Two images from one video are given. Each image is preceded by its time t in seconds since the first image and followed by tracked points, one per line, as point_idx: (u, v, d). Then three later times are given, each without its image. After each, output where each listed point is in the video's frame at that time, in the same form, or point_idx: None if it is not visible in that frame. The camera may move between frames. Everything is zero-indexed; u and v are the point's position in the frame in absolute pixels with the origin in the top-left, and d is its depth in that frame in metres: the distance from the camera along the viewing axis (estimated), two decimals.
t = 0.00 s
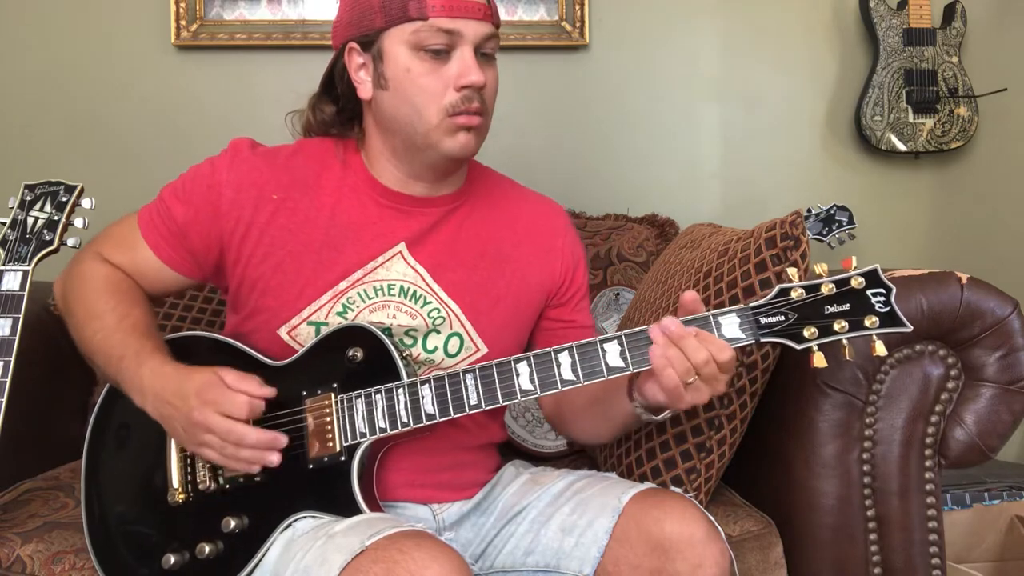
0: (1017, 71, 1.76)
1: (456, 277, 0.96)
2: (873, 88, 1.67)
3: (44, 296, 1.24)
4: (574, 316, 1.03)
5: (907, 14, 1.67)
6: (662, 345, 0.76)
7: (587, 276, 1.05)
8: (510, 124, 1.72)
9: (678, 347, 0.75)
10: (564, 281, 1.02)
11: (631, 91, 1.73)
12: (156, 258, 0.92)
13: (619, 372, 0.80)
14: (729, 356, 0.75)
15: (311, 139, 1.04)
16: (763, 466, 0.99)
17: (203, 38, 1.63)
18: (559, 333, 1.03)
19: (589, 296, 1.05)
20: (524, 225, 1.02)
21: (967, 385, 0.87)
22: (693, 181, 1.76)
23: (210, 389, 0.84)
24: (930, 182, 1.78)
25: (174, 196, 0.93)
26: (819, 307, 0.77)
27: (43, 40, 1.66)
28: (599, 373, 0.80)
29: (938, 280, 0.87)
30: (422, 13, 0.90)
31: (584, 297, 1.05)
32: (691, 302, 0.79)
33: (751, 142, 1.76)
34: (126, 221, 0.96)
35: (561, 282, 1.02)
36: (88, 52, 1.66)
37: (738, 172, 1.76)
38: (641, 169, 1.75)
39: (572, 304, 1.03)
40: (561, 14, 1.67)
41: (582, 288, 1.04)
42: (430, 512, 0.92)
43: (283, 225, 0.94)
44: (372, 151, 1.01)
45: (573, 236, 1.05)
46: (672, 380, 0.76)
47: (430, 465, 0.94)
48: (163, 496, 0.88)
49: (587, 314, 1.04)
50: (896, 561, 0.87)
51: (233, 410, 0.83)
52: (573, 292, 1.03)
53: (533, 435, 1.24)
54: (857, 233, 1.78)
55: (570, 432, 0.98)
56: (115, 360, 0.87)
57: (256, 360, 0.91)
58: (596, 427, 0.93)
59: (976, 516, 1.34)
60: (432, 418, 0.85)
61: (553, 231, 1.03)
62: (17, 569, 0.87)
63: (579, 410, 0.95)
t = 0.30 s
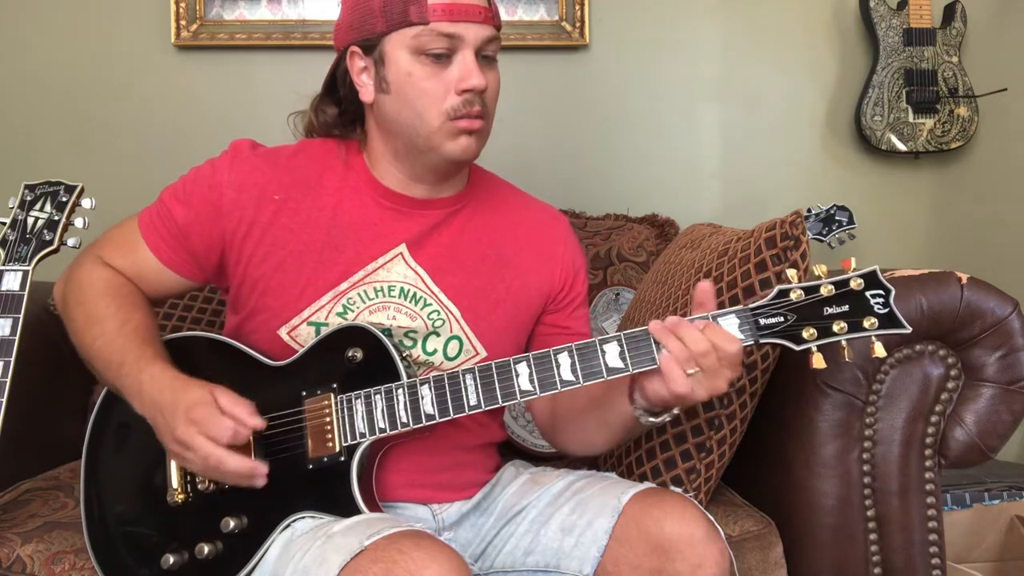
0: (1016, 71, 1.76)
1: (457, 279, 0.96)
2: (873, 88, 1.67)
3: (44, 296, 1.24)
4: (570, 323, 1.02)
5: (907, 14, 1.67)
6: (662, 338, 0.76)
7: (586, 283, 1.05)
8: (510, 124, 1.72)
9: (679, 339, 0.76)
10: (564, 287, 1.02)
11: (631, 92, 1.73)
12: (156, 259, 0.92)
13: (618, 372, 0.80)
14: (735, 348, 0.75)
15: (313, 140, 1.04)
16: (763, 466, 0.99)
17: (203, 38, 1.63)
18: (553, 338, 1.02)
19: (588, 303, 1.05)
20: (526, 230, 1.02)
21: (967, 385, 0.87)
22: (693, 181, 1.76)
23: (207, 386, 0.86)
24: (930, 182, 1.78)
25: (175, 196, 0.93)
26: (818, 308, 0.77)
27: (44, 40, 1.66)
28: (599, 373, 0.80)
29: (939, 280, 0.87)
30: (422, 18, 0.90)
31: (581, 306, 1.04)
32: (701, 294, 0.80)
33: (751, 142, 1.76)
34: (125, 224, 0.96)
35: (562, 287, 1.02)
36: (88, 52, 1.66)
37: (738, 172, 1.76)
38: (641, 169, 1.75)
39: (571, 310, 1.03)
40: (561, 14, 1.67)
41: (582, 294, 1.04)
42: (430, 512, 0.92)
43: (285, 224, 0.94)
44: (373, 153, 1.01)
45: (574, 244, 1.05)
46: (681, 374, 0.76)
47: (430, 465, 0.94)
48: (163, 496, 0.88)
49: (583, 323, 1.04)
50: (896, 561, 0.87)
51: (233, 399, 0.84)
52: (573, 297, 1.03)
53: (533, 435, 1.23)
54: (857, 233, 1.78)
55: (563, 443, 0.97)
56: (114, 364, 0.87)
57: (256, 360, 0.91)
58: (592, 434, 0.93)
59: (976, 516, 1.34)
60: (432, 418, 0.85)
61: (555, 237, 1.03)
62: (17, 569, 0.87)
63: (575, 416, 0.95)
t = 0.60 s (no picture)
0: (1016, 71, 1.76)
1: (458, 280, 0.96)
2: (873, 88, 1.67)
3: (44, 296, 1.24)
4: (572, 326, 1.02)
5: (907, 14, 1.67)
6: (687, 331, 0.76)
7: (589, 288, 1.05)
8: (509, 124, 1.72)
9: (702, 332, 0.76)
10: (565, 289, 1.02)
11: (631, 92, 1.73)
12: (156, 260, 0.92)
13: (619, 373, 0.80)
14: (750, 344, 0.75)
15: (316, 141, 1.04)
16: (764, 466, 0.99)
17: (203, 38, 1.63)
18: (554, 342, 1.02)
19: (591, 305, 1.05)
20: (528, 232, 1.02)
21: (967, 385, 0.87)
22: (693, 181, 1.76)
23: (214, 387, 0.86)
24: (930, 182, 1.78)
25: (177, 196, 0.93)
26: (820, 308, 0.77)
27: (44, 40, 1.66)
28: (600, 373, 0.80)
29: (938, 280, 0.87)
30: (423, 19, 0.90)
31: (585, 307, 1.04)
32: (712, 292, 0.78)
33: (751, 143, 1.76)
34: (124, 224, 0.96)
35: (564, 290, 1.02)
36: (88, 52, 1.66)
37: (738, 172, 1.76)
38: (641, 170, 1.75)
39: (573, 313, 1.03)
40: (561, 14, 1.67)
41: (584, 297, 1.04)
42: (430, 513, 0.92)
43: (287, 225, 0.94)
44: (375, 154, 1.01)
45: (577, 244, 1.05)
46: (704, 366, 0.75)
47: (431, 466, 0.94)
48: (163, 496, 0.88)
49: (587, 326, 1.03)
50: (895, 561, 0.87)
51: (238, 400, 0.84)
52: (574, 300, 1.03)
53: (533, 435, 1.23)
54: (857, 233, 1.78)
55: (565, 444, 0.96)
56: (117, 364, 0.87)
57: (256, 360, 0.91)
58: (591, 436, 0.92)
59: (976, 516, 1.34)
60: (432, 419, 0.85)
61: (558, 239, 1.03)
62: (18, 569, 0.87)
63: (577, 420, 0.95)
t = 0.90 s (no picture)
0: (1016, 71, 1.76)
1: (459, 278, 0.96)
2: (873, 88, 1.67)
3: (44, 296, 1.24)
4: (579, 319, 1.03)
5: (907, 14, 1.67)
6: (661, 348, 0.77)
7: (592, 277, 1.05)
8: (509, 123, 1.72)
9: (677, 347, 0.76)
10: (567, 282, 1.02)
11: (632, 92, 1.73)
12: (153, 259, 0.92)
13: (619, 375, 0.80)
14: (727, 351, 0.76)
15: (314, 141, 1.04)
16: (763, 467, 0.99)
17: (203, 38, 1.63)
18: (565, 338, 1.03)
19: (595, 297, 1.05)
20: (529, 227, 1.02)
21: (967, 385, 0.87)
22: (693, 181, 1.76)
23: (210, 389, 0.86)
24: (929, 182, 1.78)
25: (175, 197, 0.93)
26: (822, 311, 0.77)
27: (44, 40, 1.66)
28: (600, 375, 0.80)
29: (938, 280, 0.87)
30: (441, 15, 0.91)
31: (589, 300, 1.05)
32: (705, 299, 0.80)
33: (751, 143, 1.76)
34: (123, 223, 0.95)
35: (566, 284, 1.02)
36: (88, 52, 1.66)
37: (738, 172, 1.76)
38: (641, 170, 1.75)
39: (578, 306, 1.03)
40: (561, 14, 1.68)
41: (587, 288, 1.04)
42: (430, 513, 0.92)
43: (286, 227, 0.94)
44: (379, 152, 1.01)
45: (579, 235, 1.05)
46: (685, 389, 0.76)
47: (430, 466, 0.94)
48: (162, 495, 0.88)
49: (593, 316, 1.04)
50: (895, 561, 0.87)
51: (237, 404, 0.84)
52: (578, 294, 1.03)
53: (533, 435, 1.23)
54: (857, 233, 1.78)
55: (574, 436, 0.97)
56: (112, 366, 0.87)
57: (257, 360, 0.91)
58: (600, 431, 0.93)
59: (976, 516, 1.34)
60: (432, 420, 0.85)
61: (558, 231, 1.03)
62: (17, 569, 0.87)
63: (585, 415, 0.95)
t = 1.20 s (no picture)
0: (1016, 71, 1.76)
1: (458, 277, 0.96)
2: (873, 88, 1.67)
3: (43, 296, 1.24)
4: (580, 311, 1.03)
5: (907, 14, 1.67)
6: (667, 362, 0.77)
7: (590, 270, 1.05)
8: (509, 123, 1.72)
9: (686, 360, 0.76)
10: (566, 276, 1.03)
11: (632, 92, 1.73)
12: (153, 262, 0.92)
13: (619, 373, 0.80)
14: (729, 349, 0.76)
15: (311, 141, 1.04)
16: (764, 467, 0.99)
17: (203, 38, 1.63)
18: (568, 328, 1.03)
19: (595, 287, 1.05)
20: (527, 224, 1.02)
21: (967, 385, 0.87)
22: (693, 181, 1.76)
23: (212, 391, 0.86)
24: (929, 182, 1.78)
25: (173, 200, 0.93)
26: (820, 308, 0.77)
27: (43, 40, 1.66)
28: (600, 373, 0.80)
29: (938, 280, 0.87)
30: (441, 14, 0.91)
31: (590, 290, 1.05)
32: (699, 302, 0.79)
33: (751, 143, 1.76)
34: (122, 227, 0.95)
35: (564, 277, 1.02)
36: (88, 52, 1.66)
37: (738, 172, 1.76)
38: (641, 170, 1.75)
39: (578, 299, 1.04)
40: (561, 14, 1.68)
41: (586, 281, 1.04)
42: (430, 512, 0.92)
43: (285, 227, 0.94)
44: (376, 153, 1.01)
45: (575, 231, 1.06)
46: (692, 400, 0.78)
47: (430, 466, 0.94)
48: (162, 496, 0.88)
49: (593, 308, 1.05)
50: (895, 561, 0.87)
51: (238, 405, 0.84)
52: (578, 285, 1.03)
53: (533, 435, 1.24)
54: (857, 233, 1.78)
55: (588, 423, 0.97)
56: (111, 369, 0.87)
57: (257, 360, 0.91)
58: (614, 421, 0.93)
59: (976, 516, 1.34)
60: (432, 419, 0.85)
61: (555, 226, 1.04)
62: (18, 569, 0.87)
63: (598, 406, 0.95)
